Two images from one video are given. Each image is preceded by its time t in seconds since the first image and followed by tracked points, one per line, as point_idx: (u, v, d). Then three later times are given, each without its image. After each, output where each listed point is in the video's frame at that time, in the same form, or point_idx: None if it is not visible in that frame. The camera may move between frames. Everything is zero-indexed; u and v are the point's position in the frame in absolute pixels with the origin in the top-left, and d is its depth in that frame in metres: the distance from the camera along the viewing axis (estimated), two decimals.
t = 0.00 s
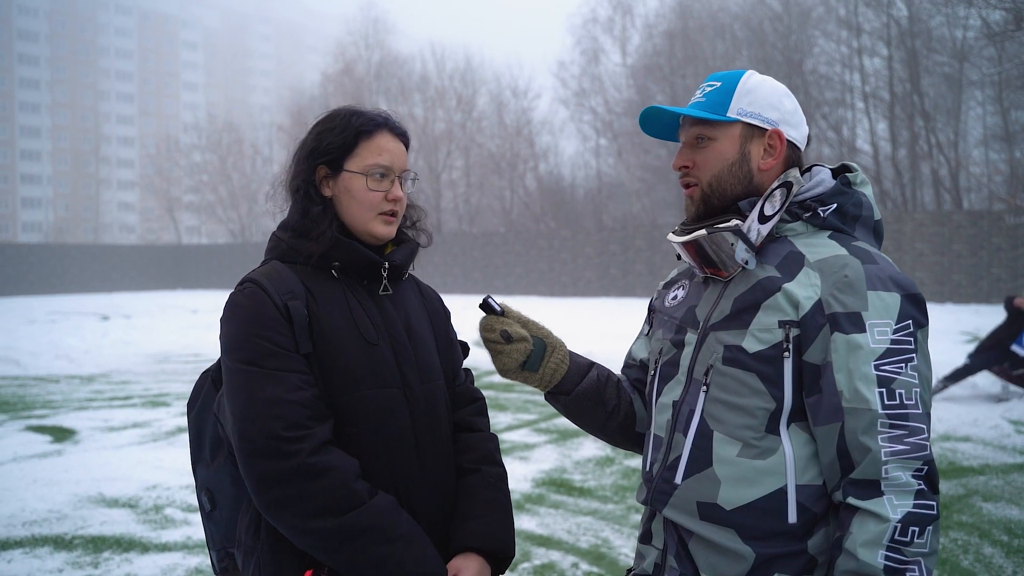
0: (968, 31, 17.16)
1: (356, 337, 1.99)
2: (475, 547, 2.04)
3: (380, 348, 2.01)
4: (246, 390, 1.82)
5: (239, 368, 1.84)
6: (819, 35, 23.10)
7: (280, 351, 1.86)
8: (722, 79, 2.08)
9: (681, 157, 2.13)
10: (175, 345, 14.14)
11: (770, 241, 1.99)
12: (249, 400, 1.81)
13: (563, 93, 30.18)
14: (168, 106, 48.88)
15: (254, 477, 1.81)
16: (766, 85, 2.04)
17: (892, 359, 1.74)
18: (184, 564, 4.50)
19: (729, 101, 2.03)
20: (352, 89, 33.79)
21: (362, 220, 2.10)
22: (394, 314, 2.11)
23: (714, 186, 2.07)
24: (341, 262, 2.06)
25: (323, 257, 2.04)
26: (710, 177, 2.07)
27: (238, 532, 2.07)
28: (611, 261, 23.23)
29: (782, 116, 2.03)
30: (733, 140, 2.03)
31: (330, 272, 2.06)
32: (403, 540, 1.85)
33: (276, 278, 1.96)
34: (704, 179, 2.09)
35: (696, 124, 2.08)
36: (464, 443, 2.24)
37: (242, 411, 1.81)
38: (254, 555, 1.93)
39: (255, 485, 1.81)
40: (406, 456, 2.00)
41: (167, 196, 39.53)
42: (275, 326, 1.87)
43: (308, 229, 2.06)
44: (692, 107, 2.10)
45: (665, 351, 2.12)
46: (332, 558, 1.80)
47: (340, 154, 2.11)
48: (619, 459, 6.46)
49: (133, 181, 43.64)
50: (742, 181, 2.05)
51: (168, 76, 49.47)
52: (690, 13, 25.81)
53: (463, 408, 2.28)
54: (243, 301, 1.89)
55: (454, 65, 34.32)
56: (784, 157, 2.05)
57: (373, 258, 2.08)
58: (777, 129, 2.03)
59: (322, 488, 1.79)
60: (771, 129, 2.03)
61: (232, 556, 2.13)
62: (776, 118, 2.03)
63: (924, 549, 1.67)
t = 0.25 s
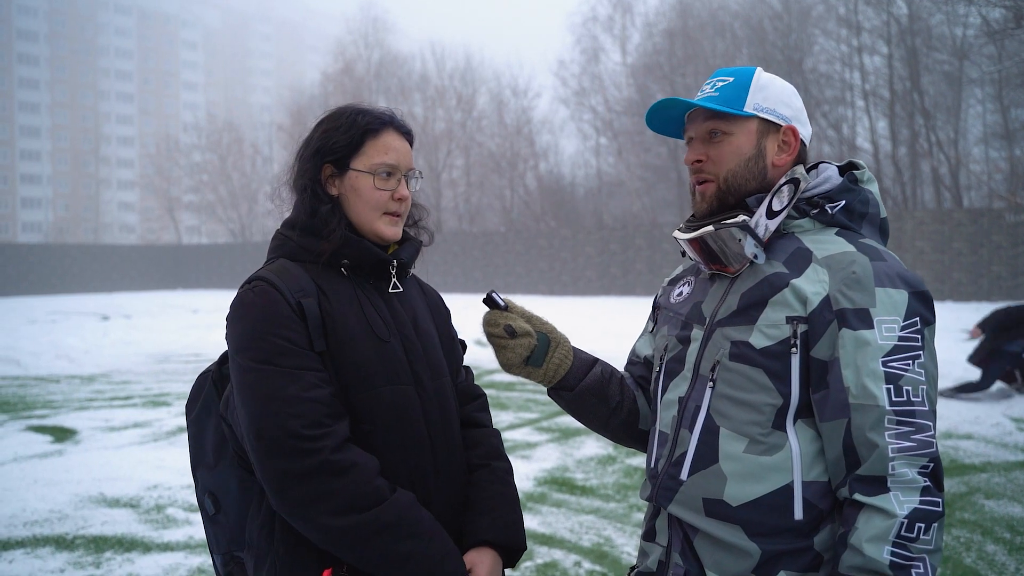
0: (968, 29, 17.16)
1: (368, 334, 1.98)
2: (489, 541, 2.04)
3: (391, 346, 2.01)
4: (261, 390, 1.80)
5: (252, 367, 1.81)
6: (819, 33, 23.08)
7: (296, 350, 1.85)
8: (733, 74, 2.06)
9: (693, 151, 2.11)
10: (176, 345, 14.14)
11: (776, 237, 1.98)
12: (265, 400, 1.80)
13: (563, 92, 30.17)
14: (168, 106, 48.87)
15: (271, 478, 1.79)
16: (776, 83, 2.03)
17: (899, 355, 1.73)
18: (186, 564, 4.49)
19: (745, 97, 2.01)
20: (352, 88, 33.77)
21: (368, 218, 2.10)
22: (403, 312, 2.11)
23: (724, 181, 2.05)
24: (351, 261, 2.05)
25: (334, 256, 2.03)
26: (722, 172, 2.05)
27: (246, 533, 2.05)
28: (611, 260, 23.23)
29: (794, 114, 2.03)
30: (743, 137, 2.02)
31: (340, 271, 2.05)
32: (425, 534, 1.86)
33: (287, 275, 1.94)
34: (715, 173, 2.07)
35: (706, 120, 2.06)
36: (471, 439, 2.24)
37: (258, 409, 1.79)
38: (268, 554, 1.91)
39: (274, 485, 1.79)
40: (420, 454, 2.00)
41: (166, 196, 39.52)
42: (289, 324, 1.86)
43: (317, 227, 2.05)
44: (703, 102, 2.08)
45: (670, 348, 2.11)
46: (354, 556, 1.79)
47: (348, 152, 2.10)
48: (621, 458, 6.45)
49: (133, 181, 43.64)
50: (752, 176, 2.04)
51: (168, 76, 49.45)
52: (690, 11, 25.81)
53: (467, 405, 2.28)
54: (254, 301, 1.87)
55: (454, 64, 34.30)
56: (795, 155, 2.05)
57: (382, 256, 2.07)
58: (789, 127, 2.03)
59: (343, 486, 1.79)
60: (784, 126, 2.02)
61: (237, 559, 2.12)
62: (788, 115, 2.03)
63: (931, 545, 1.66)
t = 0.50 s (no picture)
0: (965, 27, 17.17)
1: (374, 331, 1.98)
2: (495, 535, 2.05)
3: (397, 342, 2.00)
4: (269, 388, 1.79)
5: (259, 364, 1.81)
6: (816, 31, 23.09)
7: (304, 346, 1.84)
8: (732, 69, 2.05)
9: (691, 149, 2.10)
10: (175, 345, 14.13)
11: (775, 233, 1.97)
12: (273, 397, 1.79)
13: (561, 91, 30.17)
14: (166, 106, 48.80)
15: (280, 476, 1.78)
16: (775, 78, 2.03)
17: (897, 349, 1.73)
18: (185, 564, 4.49)
19: (742, 94, 2.01)
20: (350, 88, 33.75)
21: (369, 215, 2.09)
22: (406, 309, 2.11)
23: (724, 176, 2.05)
24: (355, 257, 2.04)
25: (338, 252, 2.02)
26: (721, 168, 2.05)
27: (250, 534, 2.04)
28: (610, 258, 23.24)
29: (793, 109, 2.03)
30: (743, 133, 2.02)
31: (344, 267, 2.05)
32: (435, 531, 1.86)
33: (291, 272, 1.94)
34: (714, 169, 2.06)
35: (708, 115, 2.05)
36: (473, 436, 2.24)
37: (267, 408, 1.79)
38: (275, 553, 1.91)
39: (284, 483, 1.78)
40: (427, 449, 2.00)
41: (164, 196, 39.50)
42: (296, 321, 1.86)
43: (320, 224, 2.04)
44: (702, 98, 2.08)
45: (668, 344, 2.11)
46: (364, 553, 1.79)
47: (349, 148, 2.09)
48: (620, 456, 6.46)
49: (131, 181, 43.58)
50: (750, 172, 2.03)
51: (166, 76, 49.39)
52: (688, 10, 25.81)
53: (467, 401, 2.28)
54: (260, 298, 1.86)
55: (452, 63, 34.29)
56: (794, 150, 2.04)
57: (385, 253, 2.07)
58: (788, 122, 2.03)
59: (355, 483, 1.79)
60: (783, 121, 2.02)
61: (239, 560, 2.11)
62: (786, 111, 2.03)
63: (930, 539, 1.66)
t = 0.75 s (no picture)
0: (954, 24, 17.25)
1: (365, 327, 1.98)
2: (486, 528, 2.06)
3: (387, 338, 2.00)
4: (261, 384, 1.79)
5: (251, 361, 1.81)
6: (806, 28, 23.14)
7: (295, 343, 1.84)
8: (718, 67, 2.07)
9: (675, 145, 2.12)
10: (165, 344, 14.06)
11: (760, 229, 1.98)
12: (266, 393, 1.79)
13: (552, 88, 30.19)
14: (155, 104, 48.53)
15: (273, 471, 1.78)
16: (760, 75, 2.04)
17: (881, 343, 1.74)
18: (175, 563, 4.48)
19: (727, 90, 2.02)
20: (340, 85, 33.63)
21: (355, 213, 2.09)
22: (395, 305, 2.12)
23: (708, 172, 2.06)
24: (344, 255, 2.04)
25: (327, 249, 2.02)
26: (704, 164, 2.06)
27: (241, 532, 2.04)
28: (601, 255, 23.27)
29: (776, 105, 2.03)
30: (728, 129, 2.03)
31: (333, 264, 2.05)
32: (430, 525, 1.87)
33: (281, 269, 1.93)
34: (699, 165, 2.08)
35: (693, 111, 2.06)
36: (462, 431, 2.25)
37: (260, 404, 1.79)
38: (267, 550, 1.91)
39: (277, 479, 1.78)
40: (418, 445, 2.00)
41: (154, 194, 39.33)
42: (289, 318, 1.86)
43: (308, 221, 2.03)
44: (683, 96, 2.09)
45: (655, 340, 2.12)
46: (359, 548, 1.79)
47: (336, 146, 2.09)
48: (611, 452, 6.47)
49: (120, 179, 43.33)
50: (730, 169, 2.04)
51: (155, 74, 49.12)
52: (678, 7, 25.81)
53: (453, 397, 2.29)
54: (249, 295, 1.86)
55: (443, 61, 34.24)
56: (775, 144, 2.05)
57: (373, 250, 2.07)
58: (772, 117, 2.04)
59: (349, 477, 1.79)
60: (767, 117, 2.03)
61: (229, 559, 2.11)
62: (771, 106, 2.03)
63: (916, 531, 1.68)
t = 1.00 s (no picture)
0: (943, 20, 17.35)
1: (350, 326, 2.00)
2: (473, 524, 2.08)
3: (372, 337, 2.03)
4: (249, 384, 1.81)
5: (238, 361, 1.82)
6: (796, 25, 23.24)
7: (281, 343, 1.86)
8: (685, 72, 2.11)
9: (649, 149, 2.16)
10: (157, 345, 14.06)
11: (741, 229, 2.01)
12: (253, 392, 1.81)
13: (544, 86, 30.24)
14: (146, 104, 48.38)
15: (261, 470, 1.80)
16: (728, 76, 2.07)
17: (860, 342, 1.77)
18: (167, 564, 4.49)
19: (688, 96, 2.07)
20: (331, 84, 33.60)
21: (339, 214, 2.11)
22: (380, 304, 2.14)
23: (682, 173, 2.09)
24: (329, 255, 2.06)
25: (312, 250, 2.04)
26: (675, 165, 2.10)
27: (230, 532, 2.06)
28: (593, 253, 23.34)
29: (741, 105, 2.05)
30: (689, 133, 2.07)
31: (318, 265, 2.06)
32: (418, 522, 1.89)
33: (267, 270, 1.95)
34: (672, 166, 2.11)
35: (663, 116, 2.11)
36: (447, 429, 2.27)
37: (246, 404, 1.80)
38: (255, 549, 1.92)
39: (264, 477, 1.80)
40: (404, 443, 2.02)
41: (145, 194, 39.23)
42: (275, 318, 1.88)
43: (293, 223, 2.05)
44: (658, 100, 2.13)
45: (639, 339, 2.14)
46: (347, 544, 1.81)
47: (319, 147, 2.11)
48: (602, 449, 6.51)
49: (111, 180, 43.19)
50: (707, 169, 2.07)
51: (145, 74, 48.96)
52: (668, 5, 25.87)
53: (437, 395, 2.32)
54: (235, 296, 1.88)
55: (434, 59, 34.27)
56: (746, 145, 2.07)
57: (358, 251, 2.09)
58: (736, 119, 2.05)
59: (335, 475, 1.81)
60: (730, 119, 2.05)
61: (218, 558, 2.13)
62: (734, 108, 2.05)
63: (895, 525, 1.71)
